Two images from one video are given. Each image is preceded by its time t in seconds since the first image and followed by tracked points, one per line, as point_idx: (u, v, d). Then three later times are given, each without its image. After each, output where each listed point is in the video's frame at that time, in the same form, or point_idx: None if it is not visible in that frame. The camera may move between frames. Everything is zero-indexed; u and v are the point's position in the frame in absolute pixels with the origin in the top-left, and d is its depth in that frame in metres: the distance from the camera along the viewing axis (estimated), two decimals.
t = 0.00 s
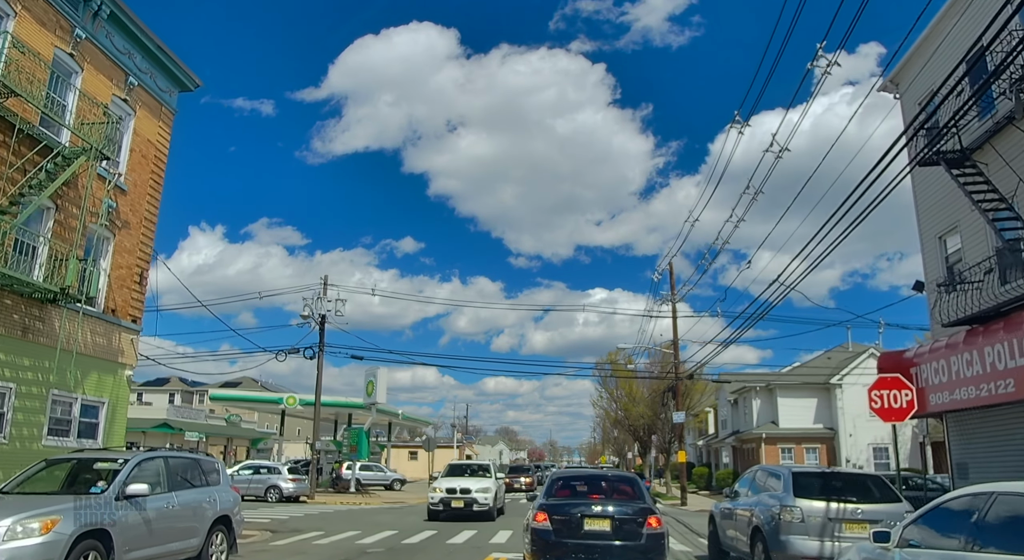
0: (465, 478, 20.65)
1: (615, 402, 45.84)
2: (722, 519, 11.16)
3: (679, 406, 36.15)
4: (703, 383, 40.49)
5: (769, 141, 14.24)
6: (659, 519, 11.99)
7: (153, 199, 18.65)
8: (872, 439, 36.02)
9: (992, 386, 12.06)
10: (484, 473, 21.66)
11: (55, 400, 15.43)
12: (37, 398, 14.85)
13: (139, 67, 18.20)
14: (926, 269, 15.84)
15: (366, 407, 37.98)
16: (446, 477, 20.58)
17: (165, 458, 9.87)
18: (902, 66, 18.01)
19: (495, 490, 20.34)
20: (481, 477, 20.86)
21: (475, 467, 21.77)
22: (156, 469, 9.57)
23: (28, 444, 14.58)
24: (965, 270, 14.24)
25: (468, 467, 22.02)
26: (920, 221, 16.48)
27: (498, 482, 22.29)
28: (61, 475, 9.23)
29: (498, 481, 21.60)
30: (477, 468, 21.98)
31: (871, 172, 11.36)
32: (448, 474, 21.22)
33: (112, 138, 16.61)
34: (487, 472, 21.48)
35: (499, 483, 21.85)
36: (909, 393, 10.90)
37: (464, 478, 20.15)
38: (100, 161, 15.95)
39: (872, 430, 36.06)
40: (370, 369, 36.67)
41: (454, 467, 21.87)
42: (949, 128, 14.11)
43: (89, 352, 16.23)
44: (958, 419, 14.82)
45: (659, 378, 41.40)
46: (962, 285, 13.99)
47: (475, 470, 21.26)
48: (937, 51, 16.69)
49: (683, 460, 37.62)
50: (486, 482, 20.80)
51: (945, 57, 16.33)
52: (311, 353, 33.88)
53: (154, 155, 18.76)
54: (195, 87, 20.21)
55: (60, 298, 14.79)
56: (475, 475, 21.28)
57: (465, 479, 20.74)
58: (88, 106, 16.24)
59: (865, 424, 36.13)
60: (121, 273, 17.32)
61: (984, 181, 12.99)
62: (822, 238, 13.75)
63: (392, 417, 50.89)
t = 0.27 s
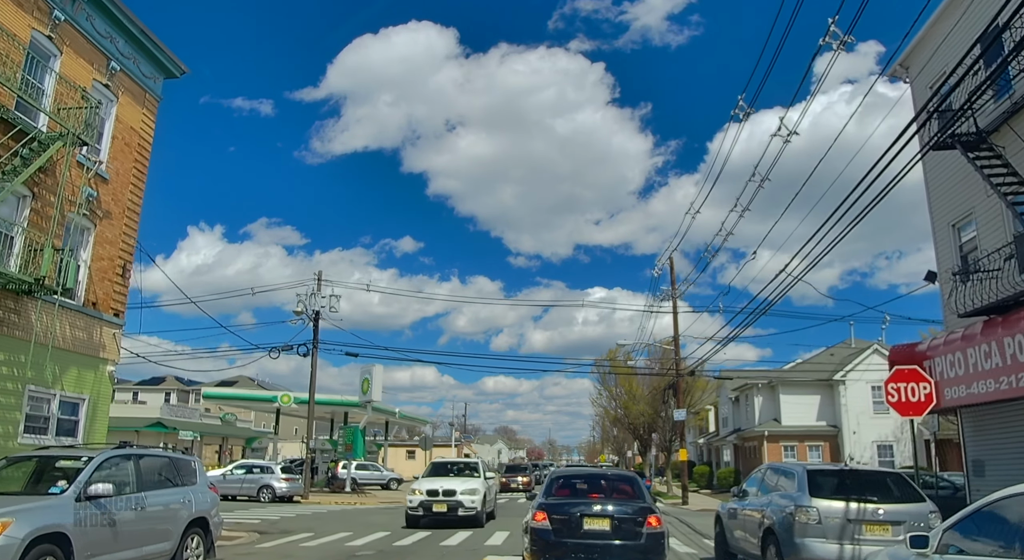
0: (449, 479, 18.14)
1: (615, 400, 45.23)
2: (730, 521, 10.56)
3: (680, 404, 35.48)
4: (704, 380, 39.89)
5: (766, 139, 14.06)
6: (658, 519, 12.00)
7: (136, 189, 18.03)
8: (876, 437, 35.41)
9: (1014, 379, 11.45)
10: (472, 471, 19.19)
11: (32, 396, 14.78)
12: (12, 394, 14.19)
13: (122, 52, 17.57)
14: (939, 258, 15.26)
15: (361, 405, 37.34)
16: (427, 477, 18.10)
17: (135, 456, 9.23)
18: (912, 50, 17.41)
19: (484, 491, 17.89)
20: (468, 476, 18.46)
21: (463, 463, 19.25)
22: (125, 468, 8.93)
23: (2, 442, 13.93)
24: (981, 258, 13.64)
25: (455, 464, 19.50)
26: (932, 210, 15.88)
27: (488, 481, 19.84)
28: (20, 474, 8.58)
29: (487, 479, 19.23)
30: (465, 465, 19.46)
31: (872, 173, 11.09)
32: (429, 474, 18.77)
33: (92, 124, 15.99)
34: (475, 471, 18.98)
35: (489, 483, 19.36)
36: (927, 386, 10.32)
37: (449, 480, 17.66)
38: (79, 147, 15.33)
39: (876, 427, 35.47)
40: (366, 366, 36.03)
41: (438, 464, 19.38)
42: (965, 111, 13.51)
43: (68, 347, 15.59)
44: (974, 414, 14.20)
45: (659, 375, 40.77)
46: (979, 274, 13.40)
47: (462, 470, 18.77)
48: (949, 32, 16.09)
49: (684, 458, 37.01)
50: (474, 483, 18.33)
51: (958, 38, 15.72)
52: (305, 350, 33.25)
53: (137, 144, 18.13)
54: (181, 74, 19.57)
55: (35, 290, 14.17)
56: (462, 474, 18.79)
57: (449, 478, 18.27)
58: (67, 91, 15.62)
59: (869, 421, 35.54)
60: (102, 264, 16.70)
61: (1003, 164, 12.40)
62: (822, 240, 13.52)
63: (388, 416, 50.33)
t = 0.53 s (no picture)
0: (427, 480, 15.67)
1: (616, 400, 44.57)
2: (739, 524, 9.95)
3: (682, 402, 34.75)
4: (706, 379, 39.25)
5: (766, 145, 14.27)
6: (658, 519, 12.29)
7: (120, 177, 17.40)
8: (882, 436, 34.74)
9: None
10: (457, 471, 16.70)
11: (9, 392, 14.16)
12: None
13: (105, 35, 16.92)
14: (956, 249, 14.68)
15: (357, 404, 36.68)
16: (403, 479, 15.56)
17: (101, 453, 8.60)
18: (925, 33, 16.78)
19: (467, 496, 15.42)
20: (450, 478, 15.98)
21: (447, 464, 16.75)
22: (88, 466, 8.30)
23: None
24: (1001, 249, 13.06)
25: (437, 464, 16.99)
26: (948, 198, 15.31)
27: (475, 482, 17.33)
28: None
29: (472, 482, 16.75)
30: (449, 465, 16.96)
31: (873, 177, 11.11)
32: (406, 475, 16.25)
33: (72, 109, 15.36)
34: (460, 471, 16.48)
35: (475, 484, 16.85)
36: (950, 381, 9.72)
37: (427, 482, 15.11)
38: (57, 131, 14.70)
39: (880, 427, 34.82)
40: (362, 365, 35.37)
41: (418, 464, 16.84)
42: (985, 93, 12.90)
43: (47, 342, 14.98)
44: (992, 412, 13.57)
45: (661, 374, 40.10)
46: (999, 265, 12.81)
47: (443, 471, 16.33)
48: (965, 14, 15.47)
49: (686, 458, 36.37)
50: (457, 485, 15.89)
51: (976, 20, 15.09)
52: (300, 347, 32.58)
53: (121, 131, 17.47)
54: (169, 60, 18.93)
55: (10, 281, 13.55)
56: (444, 475, 16.31)
57: (428, 480, 15.74)
58: (46, 74, 14.99)
59: (874, 420, 34.90)
60: (83, 255, 16.08)
61: None
62: (822, 246, 13.61)
63: (385, 415, 49.66)
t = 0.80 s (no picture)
0: (396, 483, 12.74)
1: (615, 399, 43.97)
2: (749, 528, 9.33)
3: (683, 401, 34.09)
4: (707, 377, 38.63)
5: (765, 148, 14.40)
6: (660, 519, 12.01)
7: (101, 165, 16.76)
8: (886, 435, 34.09)
9: None
10: (433, 470, 13.85)
11: None
12: None
13: (86, 17, 16.29)
14: (974, 238, 14.10)
15: (352, 402, 36.02)
16: (362, 484, 12.63)
17: (60, 452, 7.92)
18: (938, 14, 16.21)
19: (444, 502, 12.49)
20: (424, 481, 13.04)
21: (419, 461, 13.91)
22: (45, 465, 7.63)
23: None
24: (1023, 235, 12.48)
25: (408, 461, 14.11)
26: (963, 184, 14.76)
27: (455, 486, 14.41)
28: None
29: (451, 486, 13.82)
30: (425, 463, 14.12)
31: (868, 179, 11.25)
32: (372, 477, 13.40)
33: (48, 91, 14.72)
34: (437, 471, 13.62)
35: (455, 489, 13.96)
36: (975, 373, 9.14)
37: (392, 488, 12.19)
38: (32, 114, 14.06)
39: (885, 425, 34.16)
40: (357, 362, 34.71)
41: (385, 462, 13.98)
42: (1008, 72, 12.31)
43: (22, 335, 14.33)
44: (1012, 408, 12.92)
45: (661, 372, 39.48)
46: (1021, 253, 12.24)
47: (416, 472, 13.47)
48: None
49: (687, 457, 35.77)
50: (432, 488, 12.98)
51: None
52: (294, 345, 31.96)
53: (102, 117, 16.83)
54: (153, 44, 18.27)
55: None
56: (416, 477, 13.47)
57: (396, 483, 12.78)
58: (22, 55, 14.37)
59: (879, 419, 34.22)
60: (61, 245, 15.44)
61: None
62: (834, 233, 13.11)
63: (382, 414, 49.13)
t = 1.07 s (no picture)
0: (342, 487, 9.80)
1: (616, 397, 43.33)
2: (765, 532, 8.71)
3: (685, 399, 33.40)
4: (709, 374, 37.97)
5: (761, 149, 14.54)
6: (663, 520, 11.37)
7: (82, 149, 16.09)
8: (892, 434, 33.44)
9: None
10: (395, 470, 10.73)
11: None
12: None
13: None
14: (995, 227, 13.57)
15: (348, 400, 35.33)
16: (297, 488, 9.68)
17: (11, 446, 7.25)
18: None
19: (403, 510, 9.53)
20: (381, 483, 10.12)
21: (378, 457, 10.78)
22: None
23: None
24: None
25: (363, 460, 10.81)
26: (983, 171, 14.19)
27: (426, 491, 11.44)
28: None
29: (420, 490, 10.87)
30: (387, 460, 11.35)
31: (865, 181, 11.36)
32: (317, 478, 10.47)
33: (24, 71, 14.05)
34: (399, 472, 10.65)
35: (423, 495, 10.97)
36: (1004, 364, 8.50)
37: (334, 494, 9.25)
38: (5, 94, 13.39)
39: (891, 424, 33.49)
40: (352, 358, 34.02)
41: (336, 458, 10.84)
42: None
43: None
44: None
45: (662, 370, 38.83)
46: None
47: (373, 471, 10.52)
48: None
49: (688, 456, 35.14)
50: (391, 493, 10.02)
51: None
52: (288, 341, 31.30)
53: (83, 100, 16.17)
54: (138, 26, 17.61)
55: None
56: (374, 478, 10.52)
57: (343, 487, 9.78)
58: None
59: (885, 417, 33.55)
60: (39, 232, 14.78)
61: None
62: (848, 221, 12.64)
63: (378, 411, 48.50)
